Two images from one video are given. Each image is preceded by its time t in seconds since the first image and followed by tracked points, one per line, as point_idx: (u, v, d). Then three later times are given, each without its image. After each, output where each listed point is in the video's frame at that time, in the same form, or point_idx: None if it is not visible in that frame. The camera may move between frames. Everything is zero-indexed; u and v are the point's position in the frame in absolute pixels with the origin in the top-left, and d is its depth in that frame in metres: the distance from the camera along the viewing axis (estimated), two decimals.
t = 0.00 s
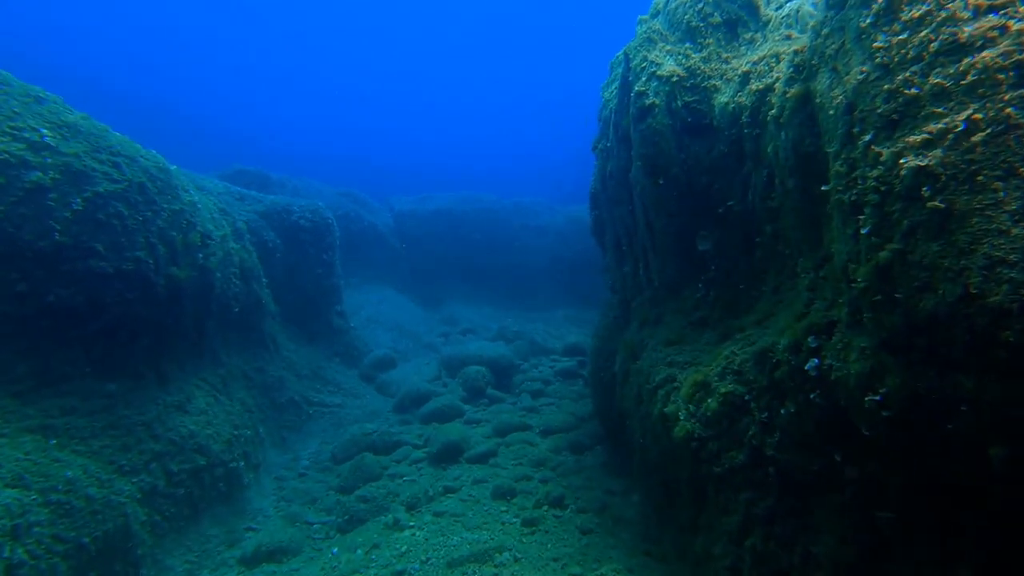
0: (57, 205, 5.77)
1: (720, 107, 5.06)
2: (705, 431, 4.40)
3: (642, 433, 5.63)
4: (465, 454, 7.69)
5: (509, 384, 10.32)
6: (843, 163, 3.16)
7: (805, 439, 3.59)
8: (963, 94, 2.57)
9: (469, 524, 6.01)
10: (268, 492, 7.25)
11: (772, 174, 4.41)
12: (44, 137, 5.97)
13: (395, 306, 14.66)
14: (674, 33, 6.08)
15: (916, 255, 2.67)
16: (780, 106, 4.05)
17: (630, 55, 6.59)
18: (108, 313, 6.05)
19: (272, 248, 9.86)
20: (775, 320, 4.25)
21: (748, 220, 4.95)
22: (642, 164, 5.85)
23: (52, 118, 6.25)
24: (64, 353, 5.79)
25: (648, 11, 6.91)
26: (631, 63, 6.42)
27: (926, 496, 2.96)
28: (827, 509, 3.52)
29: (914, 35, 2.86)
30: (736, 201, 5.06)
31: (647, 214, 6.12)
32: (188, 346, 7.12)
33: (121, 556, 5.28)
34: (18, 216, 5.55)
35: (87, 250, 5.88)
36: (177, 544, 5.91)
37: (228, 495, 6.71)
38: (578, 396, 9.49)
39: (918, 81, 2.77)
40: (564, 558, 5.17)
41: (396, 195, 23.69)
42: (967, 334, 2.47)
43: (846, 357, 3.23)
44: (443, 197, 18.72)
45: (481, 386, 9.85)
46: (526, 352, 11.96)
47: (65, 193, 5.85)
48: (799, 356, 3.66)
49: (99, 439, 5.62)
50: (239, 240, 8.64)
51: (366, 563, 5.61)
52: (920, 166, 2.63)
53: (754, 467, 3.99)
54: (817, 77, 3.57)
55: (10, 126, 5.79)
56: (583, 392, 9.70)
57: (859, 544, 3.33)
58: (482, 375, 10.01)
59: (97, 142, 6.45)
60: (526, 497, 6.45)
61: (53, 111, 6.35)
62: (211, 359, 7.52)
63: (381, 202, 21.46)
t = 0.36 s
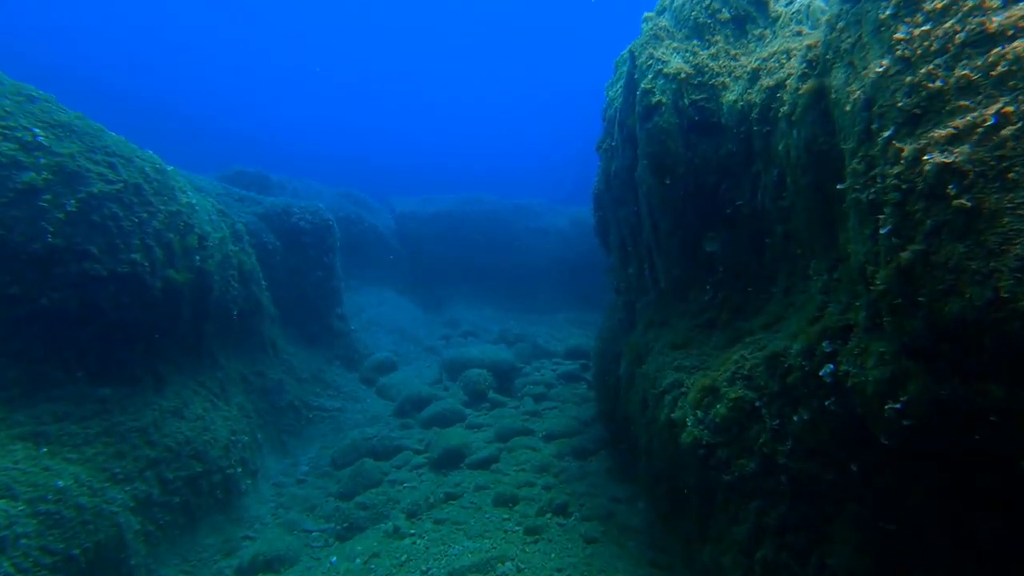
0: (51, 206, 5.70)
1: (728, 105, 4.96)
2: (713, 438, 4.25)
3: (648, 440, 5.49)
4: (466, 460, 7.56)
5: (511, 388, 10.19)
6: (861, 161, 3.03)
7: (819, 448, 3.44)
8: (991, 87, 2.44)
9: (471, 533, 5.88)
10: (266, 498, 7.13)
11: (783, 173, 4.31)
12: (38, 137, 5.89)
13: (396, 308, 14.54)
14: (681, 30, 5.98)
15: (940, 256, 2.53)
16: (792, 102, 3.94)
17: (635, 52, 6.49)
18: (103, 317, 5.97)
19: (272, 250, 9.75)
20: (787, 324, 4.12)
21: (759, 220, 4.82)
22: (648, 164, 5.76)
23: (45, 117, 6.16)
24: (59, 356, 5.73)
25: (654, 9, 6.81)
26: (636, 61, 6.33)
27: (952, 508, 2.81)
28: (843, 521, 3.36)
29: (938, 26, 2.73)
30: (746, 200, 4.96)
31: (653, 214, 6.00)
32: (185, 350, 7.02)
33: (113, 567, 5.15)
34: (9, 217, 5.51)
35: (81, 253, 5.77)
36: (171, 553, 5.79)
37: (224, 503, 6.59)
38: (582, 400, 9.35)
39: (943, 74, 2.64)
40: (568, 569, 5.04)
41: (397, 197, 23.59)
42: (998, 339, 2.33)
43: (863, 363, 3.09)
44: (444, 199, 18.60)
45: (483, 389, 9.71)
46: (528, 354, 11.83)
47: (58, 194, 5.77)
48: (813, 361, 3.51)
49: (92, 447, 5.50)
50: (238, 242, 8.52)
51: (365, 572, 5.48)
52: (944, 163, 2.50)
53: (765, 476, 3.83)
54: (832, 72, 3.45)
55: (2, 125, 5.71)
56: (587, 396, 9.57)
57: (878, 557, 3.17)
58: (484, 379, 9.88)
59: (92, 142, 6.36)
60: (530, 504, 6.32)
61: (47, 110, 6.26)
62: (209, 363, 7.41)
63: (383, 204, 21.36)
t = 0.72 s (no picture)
0: (43, 208, 5.60)
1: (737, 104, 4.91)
2: (723, 446, 4.10)
3: (654, 447, 5.35)
4: (468, 466, 7.43)
5: (514, 392, 10.06)
6: (881, 158, 2.90)
7: (835, 457, 3.29)
8: None
9: (473, 542, 5.73)
10: (264, 506, 7.00)
11: (795, 171, 4.27)
12: (29, 137, 5.81)
13: (398, 311, 14.38)
14: (688, 26, 5.88)
15: (968, 258, 2.38)
16: (805, 98, 3.84)
17: (641, 49, 6.39)
18: (97, 323, 5.86)
19: (271, 252, 9.64)
20: (800, 328, 3.98)
21: (772, 221, 4.72)
22: (654, 163, 5.66)
23: (36, 117, 6.07)
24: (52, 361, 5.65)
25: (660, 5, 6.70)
26: (642, 58, 6.23)
27: (980, 523, 2.66)
28: (859, 535, 3.18)
29: (965, 15, 2.59)
30: (756, 200, 4.92)
31: (659, 215, 5.88)
32: (181, 355, 6.92)
33: None
34: None
35: (74, 256, 5.67)
36: (165, 564, 5.66)
37: (221, 511, 6.46)
38: (586, 404, 9.22)
39: (970, 65, 2.51)
40: None
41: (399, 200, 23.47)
42: None
43: (881, 369, 2.94)
44: (446, 201, 18.48)
45: (486, 394, 9.58)
46: (531, 358, 11.69)
47: (51, 196, 5.68)
48: (828, 366, 3.36)
49: (84, 455, 5.39)
50: (236, 245, 8.41)
51: None
52: (973, 158, 2.37)
53: (777, 487, 3.66)
54: (848, 66, 3.33)
55: None
56: (590, 401, 9.42)
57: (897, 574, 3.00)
58: (487, 383, 9.73)
59: (85, 142, 6.26)
60: (533, 512, 6.17)
61: (38, 110, 6.17)
62: (206, 368, 7.29)
63: (384, 207, 21.26)
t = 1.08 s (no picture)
0: (35, 212, 5.40)
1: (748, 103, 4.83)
2: (737, 457, 3.92)
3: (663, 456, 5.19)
4: (471, 474, 7.27)
5: (516, 398, 9.92)
6: (908, 156, 2.74)
7: (859, 471, 3.11)
8: None
9: (476, 554, 5.57)
10: (262, 516, 6.84)
11: (810, 171, 4.17)
12: (22, 139, 5.62)
13: (399, 315, 14.22)
14: (698, 23, 5.77)
15: (1009, 261, 2.21)
16: (823, 95, 3.76)
17: (648, 46, 6.29)
18: (90, 328, 5.70)
19: (270, 255, 9.45)
20: (817, 334, 3.83)
21: (788, 223, 4.58)
22: (663, 163, 5.54)
23: (30, 118, 5.91)
24: (43, 367, 5.47)
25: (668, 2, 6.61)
26: (650, 56, 6.13)
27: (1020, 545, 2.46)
28: (885, 555, 2.98)
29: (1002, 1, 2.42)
30: (768, 202, 4.80)
31: (667, 216, 5.74)
32: (178, 361, 6.77)
33: None
34: None
35: (68, 260, 5.50)
36: None
37: (217, 521, 6.30)
38: (590, 410, 9.08)
39: (1008, 54, 2.33)
40: None
41: (400, 202, 23.35)
42: None
43: (908, 378, 2.76)
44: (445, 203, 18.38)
45: (488, 399, 9.43)
46: (534, 362, 11.56)
47: (43, 199, 5.48)
48: (850, 375, 3.20)
49: (76, 465, 5.23)
50: (234, 248, 8.27)
51: None
52: (1014, 155, 2.19)
53: (795, 501, 3.48)
54: (869, 60, 3.20)
55: None
56: (595, 406, 9.26)
57: None
58: (489, 388, 9.58)
59: (79, 144, 6.11)
60: (537, 523, 6.01)
61: (32, 111, 6.02)
62: (203, 374, 7.14)
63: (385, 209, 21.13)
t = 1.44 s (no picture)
0: (28, 215, 5.23)
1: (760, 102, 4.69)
2: (752, 469, 3.75)
3: (673, 466, 5.02)
4: (474, 482, 7.11)
5: (519, 403, 9.76)
6: (940, 154, 2.59)
7: (886, 489, 2.94)
8: None
9: (479, 567, 5.40)
10: (260, 526, 6.68)
11: (827, 171, 4.03)
12: (15, 141, 5.50)
13: (400, 318, 14.07)
14: (707, 20, 5.65)
15: None
16: (842, 93, 3.62)
17: (657, 44, 6.17)
18: (83, 336, 5.55)
19: (269, 258, 9.31)
20: (837, 341, 3.67)
21: (803, 225, 4.42)
22: (671, 163, 5.39)
23: (23, 120, 5.77)
24: (35, 375, 5.32)
25: None
26: (658, 54, 6.02)
27: None
28: None
29: None
30: (782, 203, 4.65)
31: (676, 218, 5.59)
32: (175, 367, 6.62)
33: None
34: None
35: (61, 265, 5.34)
36: None
37: (214, 532, 6.13)
38: (594, 415, 8.92)
39: None
40: None
41: (401, 204, 23.18)
42: None
43: (938, 390, 2.59)
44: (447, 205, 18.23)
45: (491, 405, 9.27)
46: (537, 366, 11.40)
47: (36, 202, 5.31)
48: (874, 385, 3.03)
49: (69, 477, 5.09)
50: (232, 251, 8.12)
51: None
52: None
53: (816, 518, 3.29)
54: (894, 54, 3.05)
55: None
56: (600, 412, 9.09)
57: None
58: (492, 393, 9.42)
59: (74, 146, 5.96)
60: (543, 534, 5.84)
61: (25, 113, 5.88)
62: (200, 380, 6.99)
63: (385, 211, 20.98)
